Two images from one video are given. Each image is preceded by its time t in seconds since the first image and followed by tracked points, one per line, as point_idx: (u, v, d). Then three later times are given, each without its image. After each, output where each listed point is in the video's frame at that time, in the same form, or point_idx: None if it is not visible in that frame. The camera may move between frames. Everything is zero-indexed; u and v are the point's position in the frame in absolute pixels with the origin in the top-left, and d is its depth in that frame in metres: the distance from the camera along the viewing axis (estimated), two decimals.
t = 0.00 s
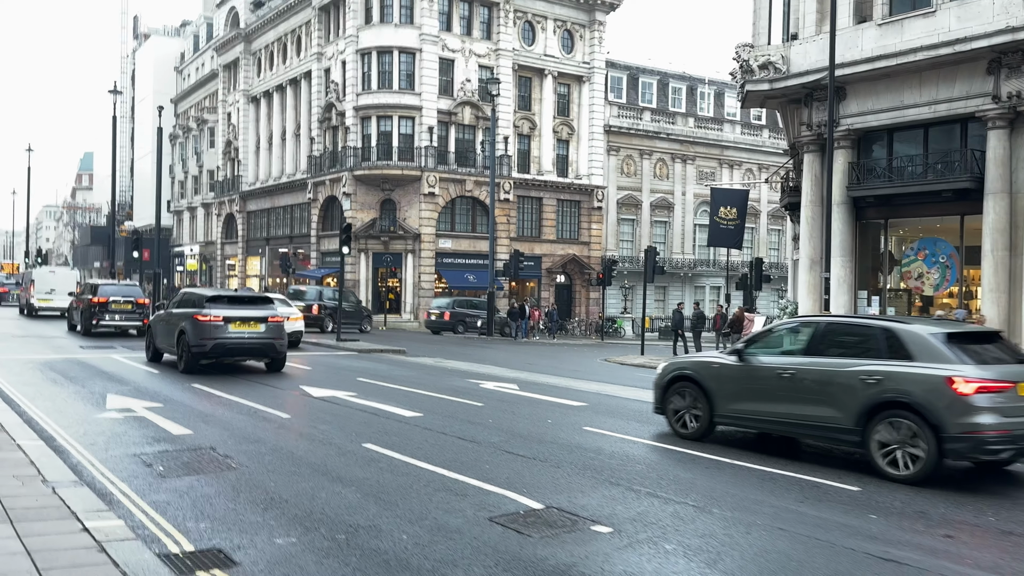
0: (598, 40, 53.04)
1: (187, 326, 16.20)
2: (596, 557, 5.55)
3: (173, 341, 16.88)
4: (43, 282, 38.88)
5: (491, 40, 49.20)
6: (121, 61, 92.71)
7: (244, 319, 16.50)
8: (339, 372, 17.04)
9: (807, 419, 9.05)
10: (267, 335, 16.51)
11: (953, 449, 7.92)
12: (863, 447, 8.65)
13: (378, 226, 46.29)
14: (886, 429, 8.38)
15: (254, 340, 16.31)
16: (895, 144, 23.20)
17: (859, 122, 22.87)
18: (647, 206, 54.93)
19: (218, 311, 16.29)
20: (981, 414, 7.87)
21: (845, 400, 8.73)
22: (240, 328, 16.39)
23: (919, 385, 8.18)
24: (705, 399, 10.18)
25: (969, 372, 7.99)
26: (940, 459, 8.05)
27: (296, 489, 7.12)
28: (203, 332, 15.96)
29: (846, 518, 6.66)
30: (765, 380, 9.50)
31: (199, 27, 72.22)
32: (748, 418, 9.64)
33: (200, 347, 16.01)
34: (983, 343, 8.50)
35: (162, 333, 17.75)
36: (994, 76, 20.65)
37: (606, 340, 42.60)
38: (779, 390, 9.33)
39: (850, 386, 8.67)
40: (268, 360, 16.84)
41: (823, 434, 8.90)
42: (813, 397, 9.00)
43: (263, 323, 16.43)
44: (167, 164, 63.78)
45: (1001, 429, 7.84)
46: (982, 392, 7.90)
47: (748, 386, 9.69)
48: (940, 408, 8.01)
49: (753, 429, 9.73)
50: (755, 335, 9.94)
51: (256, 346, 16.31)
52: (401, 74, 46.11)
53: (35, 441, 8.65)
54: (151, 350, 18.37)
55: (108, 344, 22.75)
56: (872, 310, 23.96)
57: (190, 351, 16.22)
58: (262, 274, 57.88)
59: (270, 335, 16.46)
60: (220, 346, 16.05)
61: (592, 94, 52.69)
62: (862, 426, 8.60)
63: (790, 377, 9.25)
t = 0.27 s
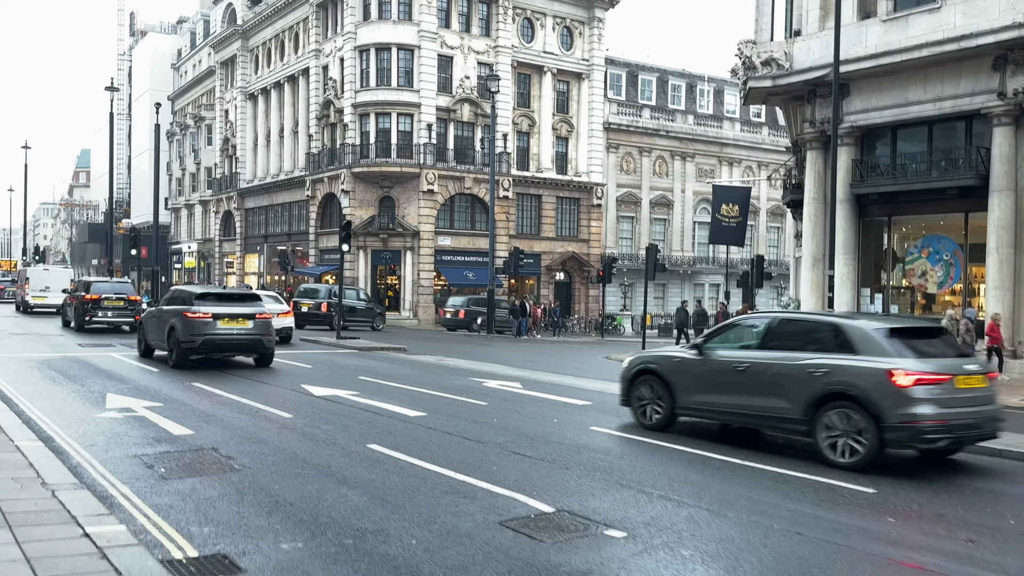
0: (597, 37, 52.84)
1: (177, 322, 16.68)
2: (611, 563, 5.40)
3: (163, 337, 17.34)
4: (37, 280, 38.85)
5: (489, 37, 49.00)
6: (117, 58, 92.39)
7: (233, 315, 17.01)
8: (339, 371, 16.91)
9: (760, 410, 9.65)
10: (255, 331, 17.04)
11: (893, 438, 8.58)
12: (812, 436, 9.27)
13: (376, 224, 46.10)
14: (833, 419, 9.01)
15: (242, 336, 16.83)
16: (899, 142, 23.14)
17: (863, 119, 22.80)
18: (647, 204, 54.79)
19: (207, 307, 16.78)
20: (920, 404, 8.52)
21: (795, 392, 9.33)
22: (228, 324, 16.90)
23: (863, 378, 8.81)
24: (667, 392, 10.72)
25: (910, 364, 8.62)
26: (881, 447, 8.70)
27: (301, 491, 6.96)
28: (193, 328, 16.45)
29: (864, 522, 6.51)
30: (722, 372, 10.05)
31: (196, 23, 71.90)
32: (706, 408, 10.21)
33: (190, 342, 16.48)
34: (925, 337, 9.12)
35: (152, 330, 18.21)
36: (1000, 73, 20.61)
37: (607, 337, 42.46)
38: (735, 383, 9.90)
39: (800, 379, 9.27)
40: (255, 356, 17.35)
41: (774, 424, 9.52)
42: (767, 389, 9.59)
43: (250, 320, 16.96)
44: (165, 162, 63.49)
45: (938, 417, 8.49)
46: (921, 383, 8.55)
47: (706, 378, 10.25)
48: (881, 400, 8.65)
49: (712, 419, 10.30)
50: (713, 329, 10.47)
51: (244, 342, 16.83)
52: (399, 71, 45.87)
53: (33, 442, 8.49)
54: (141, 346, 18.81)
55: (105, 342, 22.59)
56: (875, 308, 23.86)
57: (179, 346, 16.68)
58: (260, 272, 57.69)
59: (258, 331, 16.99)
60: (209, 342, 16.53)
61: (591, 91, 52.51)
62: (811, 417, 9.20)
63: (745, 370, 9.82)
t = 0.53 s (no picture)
0: (594, 35, 52.64)
1: (163, 320, 17.07)
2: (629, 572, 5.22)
3: (151, 335, 17.76)
4: (28, 278, 38.66)
5: (487, 35, 48.79)
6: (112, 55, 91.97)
7: (217, 312, 17.44)
8: (339, 370, 16.72)
9: (708, 402, 10.12)
10: (239, 328, 17.50)
11: (826, 427, 9.05)
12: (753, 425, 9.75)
13: (373, 222, 45.84)
14: (773, 410, 9.50)
15: (228, 332, 17.31)
16: (901, 140, 23.04)
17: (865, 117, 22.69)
18: (644, 202, 54.66)
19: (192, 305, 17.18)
20: (852, 395, 9.00)
21: (739, 384, 9.80)
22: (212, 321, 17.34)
23: (799, 371, 9.30)
24: (623, 385, 11.21)
25: (842, 358, 9.11)
26: (814, 435, 9.16)
27: (306, 496, 6.78)
28: (178, 325, 16.85)
29: (885, 528, 6.33)
30: (675, 367, 10.54)
31: (191, 21, 71.53)
32: (660, 401, 10.68)
33: (176, 339, 16.90)
34: (860, 333, 9.60)
35: (139, 327, 18.61)
36: (1004, 70, 20.50)
37: (606, 336, 42.30)
38: (685, 376, 10.40)
39: (742, 372, 9.75)
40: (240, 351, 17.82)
41: (721, 416, 10.00)
42: (713, 381, 10.07)
43: (235, 316, 17.41)
44: (160, 160, 63.16)
45: (868, 407, 8.96)
46: (852, 376, 9.02)
47: (660, 372, 10.73)
48: (815, 391, 9.13)
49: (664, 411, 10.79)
50: (666, 326, 10.97)
51: (229, 338, 17.30)
52: (396, 68, 45.62)
53: (31, 444, 8.29)
54: (130, 343, 19.20)
55: (101, 342, 22.37)
56: (877, 307, 23.71)
57: (166, 343, 17.10)
58: (256, 271, 57.45)
59: (242, 328, 17.46)
60: (195, 339, 16.95)
61: (588, 89, 52.33)
62: (752, 407, 9.69)
63: (694, 364, 10.31)
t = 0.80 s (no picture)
0: (593, 31, 52.45)
1: (151, 316, 17.45)
2: None
3: (139, 330, 18.14)
4: (22, 274, 38.45)
5: (485, 31, 48.57)
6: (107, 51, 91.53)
7: (204, 308, 17.76)
8: (340, 368, 16.54)
9: (664, 393, 10.40)
10: (225, 323, 17.81)
11: (770, 416, 9.30)
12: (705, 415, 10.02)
13: (371, 219, 45.54)
14: (722, 400, 9.77)
15: (213, 328, 17.60)
16: (905, 137, 22.90)
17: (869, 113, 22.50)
18: (643, 199, 54.52)
19: (179, 301, 17.53)
20: (794, 385, 9.25)
21: (691, 375, 10.08)
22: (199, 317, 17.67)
23: (745, 362, 9.54)
24: (586, 378, 11.52)
25: (784, 349, 9.35)
26: (760, 424, 9.42)
27: (316, 499, 6.58)
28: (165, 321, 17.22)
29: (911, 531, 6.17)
30: (634, 359, 10.83)
31: (187, 17, 71.18)
32: (621, 392, 10.96)
33: (163, 335, 17.27)
34: (807, 326, 9.82)
35: (129, 322, 18.99)
36: (1009, 66, 20.37)
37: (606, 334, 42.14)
38: (642, 368, 10.69)
39: (694, 364, 10.03)
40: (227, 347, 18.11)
41: (676, 406, 10.28)
42: (667, 372, 10.36)
43: (221, 312, 17.73)
44: (156, 157, 62.83)
45: (810, 397, 9.20)
46: (794, 366, 9.26)
47: (621, 363, 11.02)
48: (759, 382, 9.39)
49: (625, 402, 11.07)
50: (626, 320, 11.23)
51: (215, 333, 17.60)
52: (394, 65, 45.43)
53: (30, 446, 8.08)
54: (121, 338, 19.57)
55: (99, 340, 22.13)
56: (881, 305, 23.56)
57: (154, 338, 17.46)
58: (253, 268, 57.20)
59: (228, 324, 17.76)
60: (181, 334, 17.30)
61: (587, 86, 52.14)
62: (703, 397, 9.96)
63: (651, 357, 10.61)
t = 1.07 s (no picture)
0: (592, 28, 52.29)
1: (142, 313, 17.94)
2: None
3: (130, 326, 18.67)
4: (15, 272, 38.34)
5: (484, 28, 48.37)
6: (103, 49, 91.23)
7: (193, 306, 18.27)
8: (340, 368, 16.39)
9: (628, 388, 10.72)
10: (214, 320, 18.28)
11: (729, 408, 9.66)
12: (667, 408, 10.37)
13: (369, 217, 45.34)
14: (683, 393, 10.12)
15: (202, 325, 18.11)
16: (909, 134, 22.79)
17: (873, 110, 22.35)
18: (642, 197, 54.40)
19: (169, 299, 18.05)
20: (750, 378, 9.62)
21: (654, 368, 10.43)
22: (188, 314, 18.16)
23: (706, 357, 9.89)
24: (554, 372, 11.82)
25: (743, 344, 9.71)
26: (719, 415, 9.78)
27: (326, 505, 6.42)
28: (155, 317, 17.70)
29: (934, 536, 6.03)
30: (601, 353, 11.12)
31: (184, 13, 70.90)
32: (589, 385, 11.24)
33: (153, 331, 17.79)
34: (764, 322, 10.22)
35: (121, 320, 19.50)
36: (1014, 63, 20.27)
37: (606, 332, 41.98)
38: (608, 363, 11.01)
39: (657, 358, 10.37)
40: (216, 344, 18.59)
41: (640, 399, 10.59)
42: (631, 366, 10.69)
43: (210, 310, 18.25)
44: (153, 154, 62.58)
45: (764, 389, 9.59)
46: (752, 360, 9.63)
47: (588, 358, 11.32)
48: (719, 375, 9.76)
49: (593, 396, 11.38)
50: (594, 316, 11.55)
51: (203, 330, 18.10)
52: (392, 62, 45.26)
53: (30, 449, 7.90)
54: (113, 335, 20.06)
55: (97, 339, 21.98)
56: (885, 303, 23.43)
57: (144, 334, 17.97)
58: (250, 266, 56.98)
59: (217, 321, 18.24)
60: (171, 330, 17.82)
61: (586, 83, 51.96)
62: (666, 390, 10.29)
63: (617, 352, 10.92)
